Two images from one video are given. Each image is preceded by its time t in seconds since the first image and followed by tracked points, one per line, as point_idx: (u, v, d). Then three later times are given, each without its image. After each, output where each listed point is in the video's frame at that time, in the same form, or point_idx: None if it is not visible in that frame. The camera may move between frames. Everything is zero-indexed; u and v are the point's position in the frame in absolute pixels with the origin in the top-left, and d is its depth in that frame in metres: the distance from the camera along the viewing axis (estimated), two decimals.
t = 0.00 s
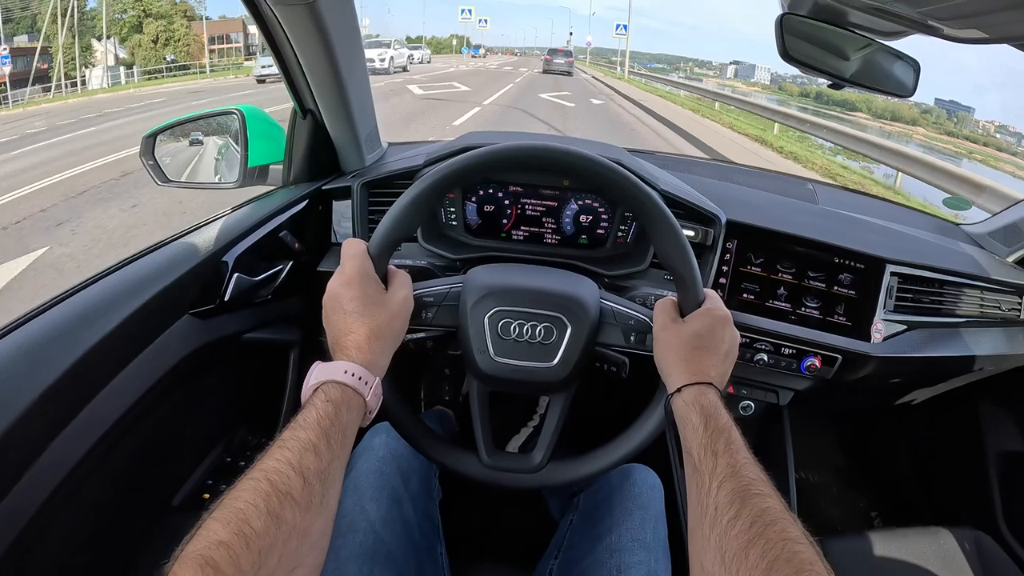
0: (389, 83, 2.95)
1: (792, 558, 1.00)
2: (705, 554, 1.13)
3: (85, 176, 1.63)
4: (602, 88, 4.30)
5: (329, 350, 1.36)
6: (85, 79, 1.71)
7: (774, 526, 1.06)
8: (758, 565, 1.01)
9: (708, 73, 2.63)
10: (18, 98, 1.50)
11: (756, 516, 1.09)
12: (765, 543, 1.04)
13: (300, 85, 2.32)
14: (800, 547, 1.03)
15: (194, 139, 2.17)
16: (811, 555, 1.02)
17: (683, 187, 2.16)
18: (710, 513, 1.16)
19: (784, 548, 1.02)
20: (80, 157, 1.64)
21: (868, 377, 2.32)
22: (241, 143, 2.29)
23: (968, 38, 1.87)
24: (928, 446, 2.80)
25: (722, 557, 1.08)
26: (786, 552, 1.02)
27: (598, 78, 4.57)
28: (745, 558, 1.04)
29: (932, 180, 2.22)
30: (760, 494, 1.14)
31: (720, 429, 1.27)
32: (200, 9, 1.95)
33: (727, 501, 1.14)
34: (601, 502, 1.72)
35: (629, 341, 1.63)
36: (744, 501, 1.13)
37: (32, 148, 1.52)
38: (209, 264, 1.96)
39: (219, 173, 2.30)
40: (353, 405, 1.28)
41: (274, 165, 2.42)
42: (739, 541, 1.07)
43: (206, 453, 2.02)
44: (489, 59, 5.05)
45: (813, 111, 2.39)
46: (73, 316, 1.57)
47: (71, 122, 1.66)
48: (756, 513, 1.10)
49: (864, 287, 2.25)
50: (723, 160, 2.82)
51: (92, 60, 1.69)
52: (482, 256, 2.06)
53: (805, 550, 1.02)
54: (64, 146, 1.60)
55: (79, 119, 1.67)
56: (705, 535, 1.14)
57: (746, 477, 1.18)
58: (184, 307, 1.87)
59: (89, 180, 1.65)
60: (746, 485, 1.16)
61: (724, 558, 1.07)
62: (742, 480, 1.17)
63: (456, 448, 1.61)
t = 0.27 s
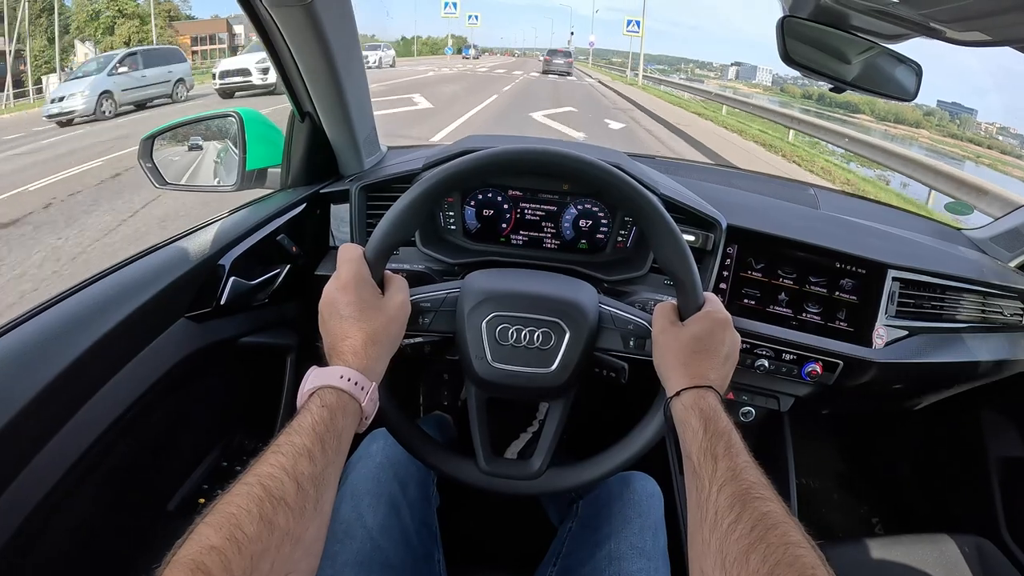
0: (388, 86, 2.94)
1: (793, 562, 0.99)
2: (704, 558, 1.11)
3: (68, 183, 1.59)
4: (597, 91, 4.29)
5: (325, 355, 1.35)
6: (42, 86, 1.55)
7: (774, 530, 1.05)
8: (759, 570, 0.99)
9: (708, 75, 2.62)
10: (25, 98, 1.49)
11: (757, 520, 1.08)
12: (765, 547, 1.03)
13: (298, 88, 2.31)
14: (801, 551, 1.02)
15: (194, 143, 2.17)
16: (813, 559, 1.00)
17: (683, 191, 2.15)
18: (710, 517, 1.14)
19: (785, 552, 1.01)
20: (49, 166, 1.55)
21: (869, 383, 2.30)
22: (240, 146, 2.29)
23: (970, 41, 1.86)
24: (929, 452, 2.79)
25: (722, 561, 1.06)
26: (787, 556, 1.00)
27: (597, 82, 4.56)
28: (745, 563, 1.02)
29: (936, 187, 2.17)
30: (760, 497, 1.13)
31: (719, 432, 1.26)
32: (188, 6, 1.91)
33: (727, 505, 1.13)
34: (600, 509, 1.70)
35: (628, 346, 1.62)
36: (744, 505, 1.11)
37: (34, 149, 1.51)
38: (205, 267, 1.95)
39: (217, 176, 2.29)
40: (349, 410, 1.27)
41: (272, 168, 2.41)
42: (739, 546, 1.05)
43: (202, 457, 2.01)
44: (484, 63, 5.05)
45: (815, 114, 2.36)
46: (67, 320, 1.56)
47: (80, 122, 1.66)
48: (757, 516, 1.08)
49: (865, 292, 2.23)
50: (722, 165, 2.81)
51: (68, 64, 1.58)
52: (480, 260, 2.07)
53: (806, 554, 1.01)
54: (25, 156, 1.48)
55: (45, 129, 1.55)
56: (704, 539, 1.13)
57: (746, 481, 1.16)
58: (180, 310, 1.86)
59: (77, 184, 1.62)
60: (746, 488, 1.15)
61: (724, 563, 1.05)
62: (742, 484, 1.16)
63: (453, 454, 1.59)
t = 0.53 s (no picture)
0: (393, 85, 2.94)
1: (801, 559, 0.99)
2: (713, 555, 1.12)
3: (64, 183, 1.58)
4: (597, 89, 4.29)
5: (333, 355, 1.35)
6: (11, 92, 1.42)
7: (782, 527, 1.05)
8: (767, 567, 1.00)
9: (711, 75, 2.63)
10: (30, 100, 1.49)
11: (765, 517, 1.08)
12: (773, 544, 1.03)
13: (307, 86, 2.32)
14: (809, 548, 1.02)
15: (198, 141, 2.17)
16: (820, 556, 1.01)
17: (688, 192, 2.17)
18: (718, 515, 1.15)
19: (793, 549, 1.01)
20: (1, 181, 1.43)
21: (872, 383, 2.31)
22: (246, 145, 2.30)
23: (975, 44, 1.86)
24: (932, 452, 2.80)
25: (730, 558, 1.07)
26: (795, 553, 1.01)
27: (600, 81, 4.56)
28: (753, 560, 1.03)
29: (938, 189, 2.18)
30: (768, 495, 1.13)
31: (727, 430, 1.26)
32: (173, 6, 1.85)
33: (735, 502, 1.13)
34: (607, 508, 1.71)
35: (635, 345, 1.62)
36: (752, 502, 1.12)
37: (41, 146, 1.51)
38: (213, 266, 1.96)
39: (223, 174, 2.29)
40: (358, 410, 1.27)
41: (277, 166, 2.42)
42: (747, 543, 1.06)
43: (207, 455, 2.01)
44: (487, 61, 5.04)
45: (818, 115, 2.35)
46: (74, 318, 1.56)
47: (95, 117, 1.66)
48: (765, 514, 1.09)
49: (870, 292, 2.24)
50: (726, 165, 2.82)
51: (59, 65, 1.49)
52: (486, 259, 2.08)
53: (814, 551, 1.01)
54: None
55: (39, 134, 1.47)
56: (712, 536, 1.14)
57: (753, 478, 1.17)
58: (187, 308, 1.86)
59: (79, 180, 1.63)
60: (754, 486, 1.15)
61: (732, 559, 1.06)
62: (749, 481, 1.16)
63: (461, 453, 1.59)
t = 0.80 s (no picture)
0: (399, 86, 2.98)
1: (799, 546, 1.03)
2: (714, 543, 1.16)
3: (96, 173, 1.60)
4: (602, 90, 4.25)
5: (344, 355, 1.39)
6: None
7: (780, 516, 1.09)
8: (765, 554, 1.04)
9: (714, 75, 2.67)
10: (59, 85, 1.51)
11: (764, 506, 1.12)
12: (772, 532, 1.07)
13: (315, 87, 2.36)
14: (806, 536, 1.06)
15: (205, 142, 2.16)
16: (817, 544, 1.04)
17: (690, 192, 2.21)
18: (719, 504, 1.19)
19: (790, 537, 1.05)
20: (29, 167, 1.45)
21: (870, 382, 2.34)
22: (254, 146, 2.31)
23: (970, 50, 1.89)
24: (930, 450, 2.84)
25: (730, 546, 1.11)
26: (793, 541, 1.04)
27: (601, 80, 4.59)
28: (752, 547, 1.07)
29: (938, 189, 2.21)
30: (767, 485, 1.17)
31: (728, 423, 1.30)
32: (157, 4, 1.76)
33: (735, 492, 1.17)
34: (610, 503, 1.75)
35: (638, 340, 1.66)
36: (752, 492, 1.15)
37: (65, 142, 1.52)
38: (225, 264, 2.00)
39: (230, 173, 2.33)
40: (370, 409, 1.31)
41: (286, 166, 2.45)
42: (746, 532, 1.09)
43: (218, 451, 2.05)
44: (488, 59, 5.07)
45: (822, 117, 2.42)
46: (90, 316, 1.60)
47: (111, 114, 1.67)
48: (764, 503, 1.13)
49: (868, 291, 2.28)
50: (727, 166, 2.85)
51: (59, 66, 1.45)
52: (491, 258, 2.11)
53: (811, 539, 1.05)
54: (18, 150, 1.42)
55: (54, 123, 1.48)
56: (713, 525, 1.18)
57: (753, 469, 1.21)
58: (199, 306, 1.90)
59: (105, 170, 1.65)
60: (754, 477, 1.19)
61: (732, 547, 1.10)
62: (749, 472, 1.20)
63: (468, 448, 1.63)
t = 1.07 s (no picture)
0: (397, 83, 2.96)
1: (805, 540, 1.01)
2: (719, 537, 1.14)
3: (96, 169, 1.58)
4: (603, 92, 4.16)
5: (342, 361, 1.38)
6: None
7: (786, 509, 1.07)
8: (771, 548, 1.02)
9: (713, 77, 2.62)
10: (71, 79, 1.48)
11: (769, 500, 1.10)
12: (778, 526, 1.05)
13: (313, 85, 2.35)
14: (812, 529, 1.04)
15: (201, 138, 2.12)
16: (823, 537, 1.02)
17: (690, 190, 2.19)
18: (724, 498, 1.17)
19: (797, 531, 1.03)
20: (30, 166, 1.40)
21: (871, 381, 2.33)
22: (251, 143, 2.28)
23: (973, 48, 1.88)
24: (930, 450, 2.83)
25: (736, 540, 1.09)
26: (799, 535, 1.02)
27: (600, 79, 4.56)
28: (758, 541, 1.05)
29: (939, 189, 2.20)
30: (772, 478, 1.15)
31: (731, 416, 1.29)
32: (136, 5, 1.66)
33: (740, 486, 1.16)
34: (610, 503, 1.74)
35: (639, 335, 1.64)
36: (757, 485, 1.14)
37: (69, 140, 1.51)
38: (222, 263, 1.98)
39: (227, 173, 2.27)
40: (369, 416, 1.30)
41: (283, 165, 2.41)
42: (752, 526, 1.08)
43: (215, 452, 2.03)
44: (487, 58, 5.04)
45: (823, 116, 2.36)
46: (87, 316, 1.58)
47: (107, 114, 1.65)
48: (769, 496, 1.11)
49: (869, 291, 2.26)
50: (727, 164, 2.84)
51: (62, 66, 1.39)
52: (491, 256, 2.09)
53: (817, 532, 1.03)
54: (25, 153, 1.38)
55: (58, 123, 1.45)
56: (718, 519, 1.16)
57: (757, 463, 1.19)
58: (195, 305, 1.88)
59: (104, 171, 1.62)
60: (759, 470, 1.17)
61: (738, 541, 1.08)
62: (754, 465, 1.19)
63: (468, 449, 1.62)
